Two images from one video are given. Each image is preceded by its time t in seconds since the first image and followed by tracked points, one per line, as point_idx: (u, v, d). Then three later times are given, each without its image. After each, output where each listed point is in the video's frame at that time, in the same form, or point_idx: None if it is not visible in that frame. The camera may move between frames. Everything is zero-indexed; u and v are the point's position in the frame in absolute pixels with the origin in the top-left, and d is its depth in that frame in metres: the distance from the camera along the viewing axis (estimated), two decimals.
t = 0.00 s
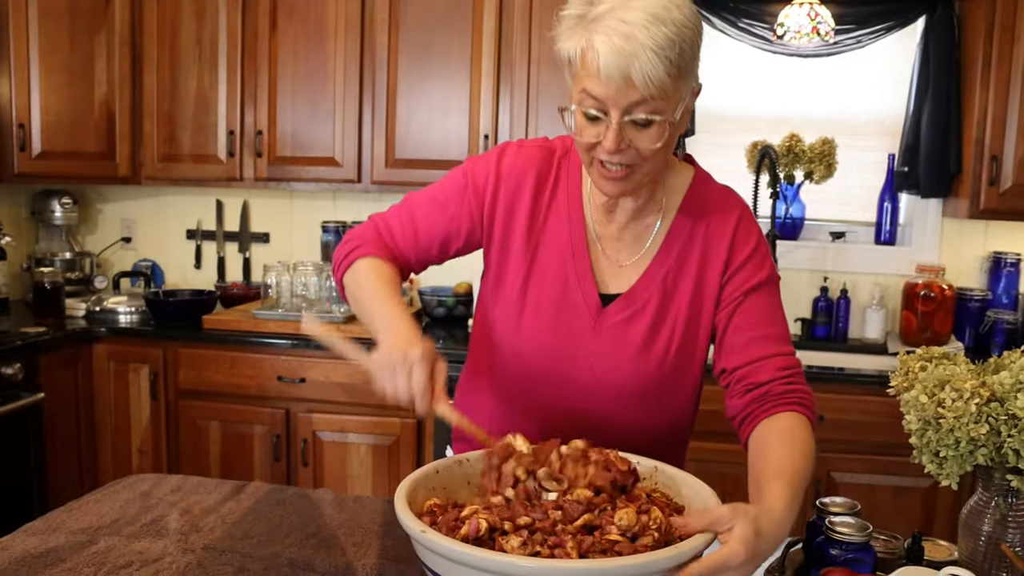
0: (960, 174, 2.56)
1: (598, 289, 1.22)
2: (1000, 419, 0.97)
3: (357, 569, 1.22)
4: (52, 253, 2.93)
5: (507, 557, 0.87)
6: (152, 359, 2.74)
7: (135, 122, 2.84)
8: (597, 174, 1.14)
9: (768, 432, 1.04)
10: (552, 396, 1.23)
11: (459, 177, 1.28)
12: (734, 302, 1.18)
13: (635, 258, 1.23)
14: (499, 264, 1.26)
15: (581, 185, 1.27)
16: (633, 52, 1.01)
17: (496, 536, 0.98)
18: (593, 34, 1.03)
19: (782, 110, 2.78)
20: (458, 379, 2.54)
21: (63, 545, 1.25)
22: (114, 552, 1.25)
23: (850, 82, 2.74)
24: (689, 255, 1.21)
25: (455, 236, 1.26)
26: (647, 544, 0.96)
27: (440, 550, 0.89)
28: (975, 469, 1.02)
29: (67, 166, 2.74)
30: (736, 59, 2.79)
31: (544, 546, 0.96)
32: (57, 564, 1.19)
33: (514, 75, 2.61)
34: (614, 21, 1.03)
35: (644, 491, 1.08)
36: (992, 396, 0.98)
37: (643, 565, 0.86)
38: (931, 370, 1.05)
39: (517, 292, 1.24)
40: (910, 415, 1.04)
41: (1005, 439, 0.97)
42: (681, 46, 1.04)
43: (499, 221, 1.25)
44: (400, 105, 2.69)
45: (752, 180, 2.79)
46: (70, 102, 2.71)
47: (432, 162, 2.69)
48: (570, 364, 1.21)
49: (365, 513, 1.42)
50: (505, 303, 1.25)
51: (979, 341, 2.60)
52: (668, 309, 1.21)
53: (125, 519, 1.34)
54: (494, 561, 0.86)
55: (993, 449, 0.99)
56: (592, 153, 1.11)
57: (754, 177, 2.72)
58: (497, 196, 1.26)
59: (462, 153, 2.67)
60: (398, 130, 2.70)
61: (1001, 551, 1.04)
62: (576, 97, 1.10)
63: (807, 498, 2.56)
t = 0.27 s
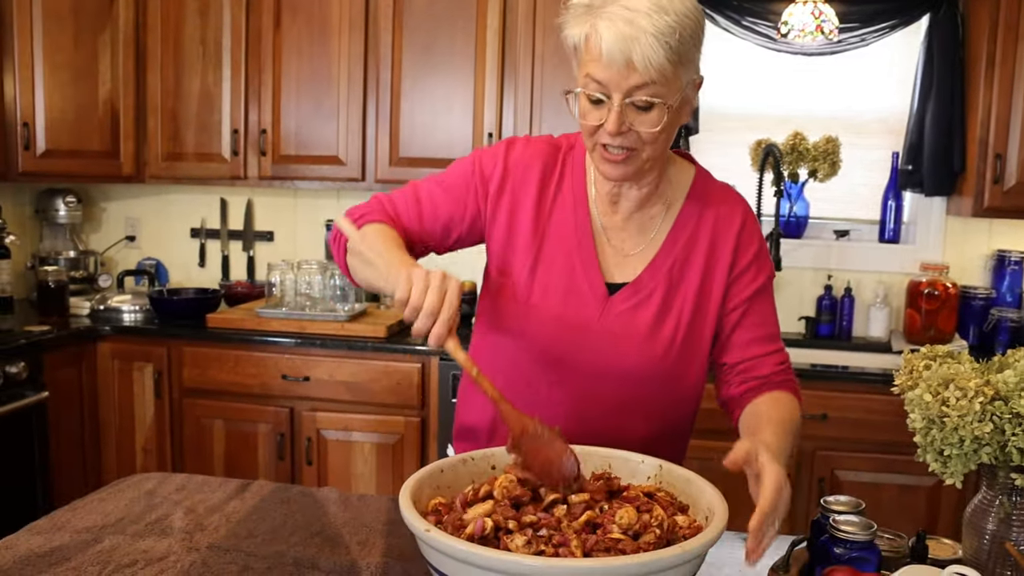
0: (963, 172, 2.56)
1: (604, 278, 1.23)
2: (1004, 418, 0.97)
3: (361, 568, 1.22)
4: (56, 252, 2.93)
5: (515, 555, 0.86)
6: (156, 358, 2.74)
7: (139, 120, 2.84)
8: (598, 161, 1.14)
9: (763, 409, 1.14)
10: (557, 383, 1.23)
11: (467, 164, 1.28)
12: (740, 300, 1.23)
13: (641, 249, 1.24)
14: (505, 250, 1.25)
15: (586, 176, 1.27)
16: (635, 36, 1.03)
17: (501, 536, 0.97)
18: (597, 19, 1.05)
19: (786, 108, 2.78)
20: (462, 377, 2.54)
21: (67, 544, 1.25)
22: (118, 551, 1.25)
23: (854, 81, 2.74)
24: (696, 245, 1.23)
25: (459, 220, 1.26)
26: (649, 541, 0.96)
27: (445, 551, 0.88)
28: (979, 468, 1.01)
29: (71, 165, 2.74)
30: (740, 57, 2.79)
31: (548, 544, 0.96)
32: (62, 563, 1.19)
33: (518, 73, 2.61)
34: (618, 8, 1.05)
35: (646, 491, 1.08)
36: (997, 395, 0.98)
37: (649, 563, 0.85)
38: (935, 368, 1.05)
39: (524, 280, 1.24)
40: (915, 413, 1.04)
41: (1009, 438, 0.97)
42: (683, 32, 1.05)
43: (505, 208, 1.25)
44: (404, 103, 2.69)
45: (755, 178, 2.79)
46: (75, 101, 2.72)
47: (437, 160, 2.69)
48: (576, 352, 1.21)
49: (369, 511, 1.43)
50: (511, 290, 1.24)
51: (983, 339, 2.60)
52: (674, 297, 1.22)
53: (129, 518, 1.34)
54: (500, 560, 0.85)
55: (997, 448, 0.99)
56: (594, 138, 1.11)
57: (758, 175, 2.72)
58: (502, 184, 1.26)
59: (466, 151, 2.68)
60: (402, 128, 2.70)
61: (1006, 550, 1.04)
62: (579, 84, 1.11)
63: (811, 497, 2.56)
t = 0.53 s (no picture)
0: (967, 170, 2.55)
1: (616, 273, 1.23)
2: (1008, 416, 0.97)
3: (365, 566, 1.22)
4: (59, 251, 2.94)
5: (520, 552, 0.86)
6: (160, 356, 2.74)
7: (143, 119, 2.84)
8: (609, 152, 1.14)
9: (737, 402, 1.24)
10: (564, 376, 1.23)
11: (487, 145, 1.28)
12: (745, 308, 1.26)
13: (652, 247, 1.25)
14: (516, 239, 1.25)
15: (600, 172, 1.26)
16: (653, 31, 1.03)
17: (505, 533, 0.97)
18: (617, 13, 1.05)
19: (789, 107, 2.78)
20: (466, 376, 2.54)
21: (73, 542, 1.25)
22: (123, 549, 1.25)
23: (858, 79, 2.75)
24: (708, 245, 1.24)
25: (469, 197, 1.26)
26: (654, 539, 0.96)
27: (451, 547, 0.88)
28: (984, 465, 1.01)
29: (75, 165, 2.74)
30: (744, 56, 2.79)
31: (553, 541, 0.96)
32: (67, 561, 1.20)
33: (521, 72, 2.62)
34: (637, 3, 1.05)
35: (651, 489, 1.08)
36: (1001, 392, 0.97)
37: (655, 560, 0.86)
38: (939, 366, 1.04)
39: (536, 271, 1.23)
40: (919, 411, 1.04)
41: (1013, 435, 0.97)
42: (699, 30, 1.06)
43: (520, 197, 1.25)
44: (407, 102, 2.69)
45: (759, 176, 2.79)
46: (78, 101, 2.72)
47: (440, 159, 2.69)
48: (586, 345, 1.21)
49: (374, 509, 1.43)
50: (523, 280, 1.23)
51: (987, 337, 2.60)
52: (685, 293, 1.23)
53: (134, 516, 1.34)
54: (505, 556, 0.85)
55: (1002, 446, 0.99)
56: (607, 131, 1.11)
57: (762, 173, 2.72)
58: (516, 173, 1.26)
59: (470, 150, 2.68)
60: (405, 127, 2.71)
61: (1011, 548, 1.04)
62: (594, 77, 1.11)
63: (815, 495, 2.56)
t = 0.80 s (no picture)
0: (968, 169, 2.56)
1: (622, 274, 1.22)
2: (1008, 416, 0.97)
3: (367, 566, 1.22)
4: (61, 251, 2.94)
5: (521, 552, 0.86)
6: (161, 356, 2.74)
7: (145, 119, 2.85)
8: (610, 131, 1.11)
9: (727, 413, 1.26)
10: (565, 376, 1.22)
11: (514, 128, 1.25)
12: (747, 316, 1.26)
13: (657, 250, 1.24)
14: (524, 236, 1.23)
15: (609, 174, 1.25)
16: (665, 9, 1.06)
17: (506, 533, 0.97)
18: None
19: (790, 107, 2.79)
20: (467, 375, 2.54)
21: (74, 542, 1.25)
22: (125, 549, 1.25)
23: (858, 79, 2.75)
24: (714, 250, 1.24)
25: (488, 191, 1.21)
26: (655, 539, 0.96)
27: (451, 547, 0.88)
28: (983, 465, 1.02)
29: (77, 164, 2.75)
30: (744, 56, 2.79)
31: (554, 540, 0.96)
32: (69, 560, 1.20)
33: (523, 71, 2.62)
34: None
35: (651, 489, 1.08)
36: (1000, 392, 0.98)
37: (656, 560, 0.86)
38: (940, 366, 1.05)
39: (543, 270, 1.22)
40: (919, 411, 1.04)
41: (1014, 435, 0.97)
42: (714, 19, 1.08)
43: (534, 195, 1.23)
44: (409, 102, 2.69)
45: (760, 176, 2.79)
46: (80, 100, 2.73)
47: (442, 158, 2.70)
48: (589, 347, 1.20)
49: (375, 509, 1.43)
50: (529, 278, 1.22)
51: (988, 336, 2.60)
52: (689, 298, 1.22)
53: (135, 516, 1.34)
54: (506, 556, 0.85)
55: (1002, 446, 0.99)
56: (608, 105, 1.10)
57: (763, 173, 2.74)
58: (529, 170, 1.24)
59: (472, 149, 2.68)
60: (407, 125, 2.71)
61: (1011, 547, 1.04)
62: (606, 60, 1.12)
63: (816, 495, 2.55)
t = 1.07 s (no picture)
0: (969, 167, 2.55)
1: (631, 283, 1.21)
2: (1008, 413, 0.97)
3: (368, 563, 1.22)
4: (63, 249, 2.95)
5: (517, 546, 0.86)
6: (163, 354, 2.74)
7: (146, 117, 2.85)
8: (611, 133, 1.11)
9: (738, 415, 1.26)
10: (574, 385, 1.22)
11: (511, 139, 1.18)
12: (756, 321, 1.26)
13: (666, 256, 1.24)
14: (532, 250, 1.20)
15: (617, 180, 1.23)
16: (672, 14, 1.05)
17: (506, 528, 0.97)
18: None
19: (791, 105, 2.79)
20: (468, 373, 2.55)
21: (76, 539, 1.26)
22: (127, 545, 1.25)
23: (859, 77, 2.75)
24: (723, 258, 1.23)
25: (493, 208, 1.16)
26: (656, 536, 0.96)
27: (452, 541, 0.88)
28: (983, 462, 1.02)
29: (78, 163, 2.75)
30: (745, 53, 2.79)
31: (554, 536, 0.96)
32: (71, 557, 1.20)
33: (523, 70, 2.62)
34: None
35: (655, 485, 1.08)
36: (1000, 389, 0.98)
37: (656, 557, 0.86)
38: (939, 363, 1.05)
39: (551, 283, 1.19)
40: (919, 409, 1.04)
41: (1013, 432, 0.97)
42: (722, 26, 1.07)
43: (540, 207, 1.19)
44: (409, 100, 2.69)
45: (761, 173, 2.79)
46: (81, 99, 2.73)
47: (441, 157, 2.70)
48: (599, 358, 1.19)
49: (376, 506, 1.43)
50: (537, 291, 1.20)
51: (989, 335, 2.60)
52: (699, 307, 1.22)
53: (137, 513, 1.35)
54: (507, 551, 0.85)
55: (1001, 443, 0.99)
56: (611, 108, 1.10)
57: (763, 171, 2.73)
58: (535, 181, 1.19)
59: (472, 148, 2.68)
60: (408, 124, 2.71)
61: (1011, 544, 1.04)
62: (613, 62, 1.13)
63: (817, 492, 2.55)
